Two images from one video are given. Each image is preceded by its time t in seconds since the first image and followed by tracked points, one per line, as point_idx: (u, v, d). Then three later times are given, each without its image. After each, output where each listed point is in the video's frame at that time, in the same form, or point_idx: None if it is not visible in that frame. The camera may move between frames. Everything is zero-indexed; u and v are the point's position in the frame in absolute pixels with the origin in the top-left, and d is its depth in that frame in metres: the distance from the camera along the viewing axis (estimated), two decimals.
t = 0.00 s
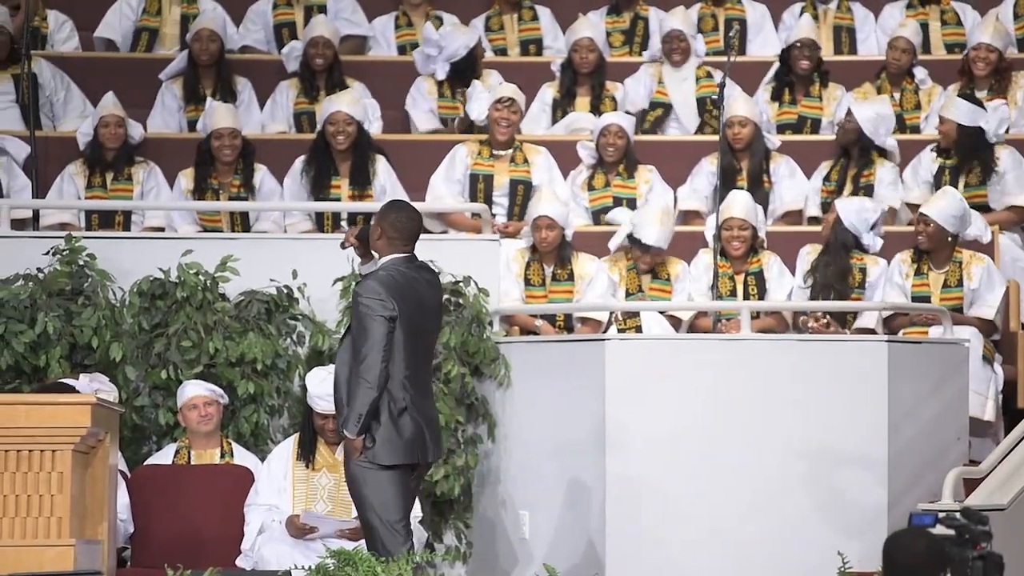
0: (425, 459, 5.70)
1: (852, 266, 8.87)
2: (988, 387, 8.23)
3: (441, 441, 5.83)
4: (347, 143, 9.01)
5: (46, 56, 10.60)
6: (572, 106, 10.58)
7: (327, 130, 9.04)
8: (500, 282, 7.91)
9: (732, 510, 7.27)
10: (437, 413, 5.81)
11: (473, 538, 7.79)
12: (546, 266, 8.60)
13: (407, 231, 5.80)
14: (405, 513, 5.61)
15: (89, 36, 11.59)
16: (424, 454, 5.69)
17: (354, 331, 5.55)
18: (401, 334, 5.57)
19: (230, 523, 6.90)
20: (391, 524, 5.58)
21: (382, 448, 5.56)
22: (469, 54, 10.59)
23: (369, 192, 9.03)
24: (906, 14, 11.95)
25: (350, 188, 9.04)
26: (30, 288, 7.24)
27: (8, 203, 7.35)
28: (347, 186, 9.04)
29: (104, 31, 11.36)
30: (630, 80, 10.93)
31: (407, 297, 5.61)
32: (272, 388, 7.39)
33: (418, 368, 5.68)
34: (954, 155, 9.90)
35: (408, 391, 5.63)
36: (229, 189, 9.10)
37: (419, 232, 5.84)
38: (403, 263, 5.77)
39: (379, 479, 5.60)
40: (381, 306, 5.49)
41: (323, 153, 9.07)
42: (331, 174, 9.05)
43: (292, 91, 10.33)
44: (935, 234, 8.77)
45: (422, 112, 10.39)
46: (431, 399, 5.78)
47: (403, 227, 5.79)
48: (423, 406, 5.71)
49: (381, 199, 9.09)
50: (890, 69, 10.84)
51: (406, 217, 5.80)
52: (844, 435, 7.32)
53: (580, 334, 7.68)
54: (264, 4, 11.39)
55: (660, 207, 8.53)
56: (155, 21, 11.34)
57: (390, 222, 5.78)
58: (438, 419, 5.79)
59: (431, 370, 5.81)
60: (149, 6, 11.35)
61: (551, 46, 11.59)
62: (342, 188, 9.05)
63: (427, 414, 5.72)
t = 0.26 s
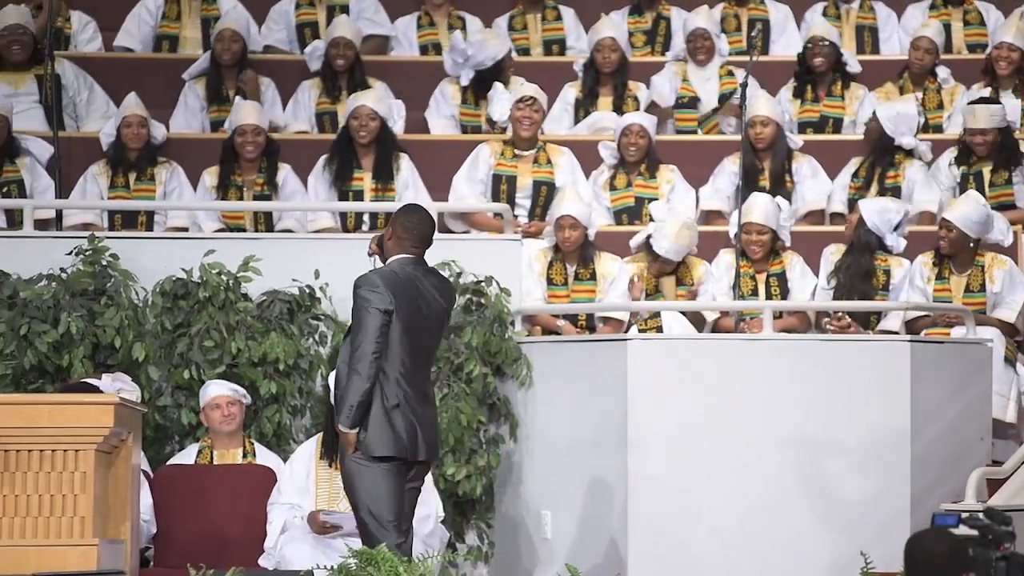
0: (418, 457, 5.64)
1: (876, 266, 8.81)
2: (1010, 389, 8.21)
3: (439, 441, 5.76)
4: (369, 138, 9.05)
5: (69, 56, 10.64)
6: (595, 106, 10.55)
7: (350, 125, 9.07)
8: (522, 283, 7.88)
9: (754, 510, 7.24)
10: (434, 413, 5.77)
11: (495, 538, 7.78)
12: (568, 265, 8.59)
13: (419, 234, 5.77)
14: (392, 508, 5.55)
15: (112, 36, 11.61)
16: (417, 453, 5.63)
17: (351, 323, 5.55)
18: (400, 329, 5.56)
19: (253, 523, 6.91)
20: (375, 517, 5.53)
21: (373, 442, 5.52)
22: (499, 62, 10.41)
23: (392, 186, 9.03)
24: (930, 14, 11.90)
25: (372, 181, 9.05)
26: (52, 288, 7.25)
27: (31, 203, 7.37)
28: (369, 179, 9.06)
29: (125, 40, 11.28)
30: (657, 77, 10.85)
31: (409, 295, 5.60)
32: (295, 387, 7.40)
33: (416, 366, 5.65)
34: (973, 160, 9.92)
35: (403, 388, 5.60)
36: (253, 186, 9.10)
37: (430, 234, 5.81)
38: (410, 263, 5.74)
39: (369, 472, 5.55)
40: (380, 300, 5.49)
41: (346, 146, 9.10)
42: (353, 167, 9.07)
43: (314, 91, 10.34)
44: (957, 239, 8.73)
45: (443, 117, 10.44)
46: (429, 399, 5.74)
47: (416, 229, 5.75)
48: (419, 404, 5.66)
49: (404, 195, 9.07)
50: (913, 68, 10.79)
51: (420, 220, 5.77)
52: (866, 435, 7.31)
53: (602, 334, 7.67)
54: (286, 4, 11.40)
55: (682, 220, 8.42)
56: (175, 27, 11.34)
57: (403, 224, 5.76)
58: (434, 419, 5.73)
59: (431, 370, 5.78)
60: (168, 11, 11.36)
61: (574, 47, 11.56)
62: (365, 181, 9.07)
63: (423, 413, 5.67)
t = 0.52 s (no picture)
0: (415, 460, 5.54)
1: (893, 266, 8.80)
2: None
3: (440, 444, 5.64)
4: (387, 138, 9.06)
5: (85, 57, 10.67)
6: (611, 106, 10.54)
7: (367, 125, 9.07)
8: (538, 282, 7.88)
9: (766, 512, 7.23)
10: (437, 416, 5.65)
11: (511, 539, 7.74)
12: (585, 265, 8.58)
13: (416, 232, 5.69)
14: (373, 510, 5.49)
15: (128, 37, 11.63)
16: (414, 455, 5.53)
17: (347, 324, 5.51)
18: (394, 330, 5.49)
19: (269, 523, 6.90)
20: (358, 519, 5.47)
21: (363, 442, 5.46)
22: (511, 61, 10.36)
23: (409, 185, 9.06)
24: (946, 14, 11.87)
25: (389, 180, 9.06)
26: (69, 289, 7.27)
27: (48, 203, 7.39)
28: (387, 177, 9.06)
29: (139, 43, 11.30)
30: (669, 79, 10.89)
31: (403, 296, 5.52)
32: (310, 388, 7.39)
33: (414, 367, 5.56)
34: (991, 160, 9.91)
35: (399, 389, 5.52)
36: (271, 185, 9.11)
37: (426, 234, 5.74)
38: (410, 263, 5.65)
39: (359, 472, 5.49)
40: (372, 300, 5.43)
41: (362, 146, 9.09)
42: (371, 166, 9.07)
43: (330, 91, 10.37)
44: (973, 243, 8.71)
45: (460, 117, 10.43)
46: (431, 401, 5.64)
47: (411, 228, 5.68)
48: (415, 406, 5.55)
49: (420, 192, 9.11)
50: (929, 69, 10.77)
51: (416, 220, 5.69)
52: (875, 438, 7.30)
53: (617, 334, 7.68)
54: (302, 5, 11.41)
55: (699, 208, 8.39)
56: (191, 30, 11.34)
57: (399, 224, 5.68)
58: (432, 422, 5.62)
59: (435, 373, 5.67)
60: (184, 14, 11.36)
61: (591, 48, 11.55)
62: (382, 180, 9.07)
63: (422, 415, 5.57)
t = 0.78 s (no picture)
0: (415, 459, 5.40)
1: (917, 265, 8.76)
2: None
3: (444, 440, 5.48)
4: (410, 136, 9.07)
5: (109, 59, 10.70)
6: (633, 107, 10.52)
7: (390, 125, 9.08)
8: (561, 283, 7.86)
9: (787, 515, 7.20)
10: (441, 414, 5.49)
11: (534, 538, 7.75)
12: (608, 266, 8.56)
13: (413, 232, 5.53)
14: (373, 512, 5.39)
15: (154, 37, 11.68)
16: (413, 454, 5.39)
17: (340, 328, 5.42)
18: (386, 330, 5.36)
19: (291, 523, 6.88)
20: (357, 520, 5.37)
21: (358, 445, 5.37)
22: (511, 53, 10.47)
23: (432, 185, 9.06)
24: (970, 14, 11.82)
25: (412, 180, 9.07)
26: (93, 289, 7.29)
27: (71, 204, 7.42)
28: (409, 177, 9.07)
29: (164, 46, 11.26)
30: (689, 82, 10.80)
31: (391, 296, 5.37)
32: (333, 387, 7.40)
33: (411, 366, 5.41)
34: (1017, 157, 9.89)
35: (395, 389, 5.39)
36: (297, 182, 9.14)
37: (421, 231, 5.56)
38: (404, 262, 5.50)
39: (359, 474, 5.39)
40: (359, 302, 5.32)
41: (385, 145, 9.10)
42: (394, 166, 9.08)
43: (352, 91, 10.35)
44: (998, 239, 8.71)
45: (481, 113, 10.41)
46: (433, 399, 5.48)
47: (407, 228, 5.52)
48: (412, 405, 5.40)
49: (443, 193, 9.12)
50: (952, 69, 10.71)
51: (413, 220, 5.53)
52: (893, 440, 7.26)
53: (640, 334, 7.67)
54: (325, 6, 11.43)
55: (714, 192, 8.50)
56: (213, 35, 11.39)
57: (393, 226, 5.52)
58: (433, 420, 5.45)
59: (437, 370, 5.50)
60: (208, 19, 11.40)
61: (615, 49, 11.52)
62: (404, 179, 9.07)
63: (422, 413, 5.42)
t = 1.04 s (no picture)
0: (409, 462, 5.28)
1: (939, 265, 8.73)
2: None
3: (439, 443, 5.34)
4: (428, 137, 9.07)
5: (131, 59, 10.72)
6: (652, 107, 10.50)
7: (408, 125, 9.08)
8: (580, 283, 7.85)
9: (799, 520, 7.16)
10: (435, 416, 5.35)
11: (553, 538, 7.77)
12: (627, 266, 8.52)
13: (398, 236, 5.42)
14: (359, 515, 5.29)
15: (173, 38, 11.69)
16: (407, 457, 5.27)
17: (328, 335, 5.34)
18: (374, 335, 5.24)
19: (310, 523, 6.81)
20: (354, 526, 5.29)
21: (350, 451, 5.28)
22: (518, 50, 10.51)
23: (451, 185, 9.06)
24: (990, 14, 11.76)
25: (431, 180, 9.06)
26: (113, 289, 7.31)
27: (92, 204, 7.43)
28: (428, 177, 9.06)
29: (184, 46, 11.32)
30: (708, 82, 10.81)
31: (375, 300, 5.26)
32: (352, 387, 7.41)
33: (402, 369, 5.28)
34: None
35: (386, 393, 5.27)
36: (319, 180, 9.15)
37: (405, 233, 5.46)
38: (391, 266, 5.39)
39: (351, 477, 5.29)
40: (343, 308, 5.23)
41: (404, 146, 9.11)
42: (413, 166, 9.08)
43: (372, 90, 10.35)
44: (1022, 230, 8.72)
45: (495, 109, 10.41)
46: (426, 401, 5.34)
47: (393, 232, 5.41)
48: (403, 408, 5.27)
49: (462, 192, 9.09)
50: (971, 68, 10.68)
51: (398, 224, 5.42)
52: (896, 446, 7.22)
53: (659, 334, 7.65)
54: (344, 6, 11.43)
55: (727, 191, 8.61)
56: (233, 38, 11.38)
57: (377, 228, 5.41)
58: (426, 423, 5.32)
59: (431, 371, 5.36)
60: (227, 21, 11.40)
61: (636, 50, 11.49)
62: (423, 179, 9.07)
63: (415, 417, 5.29)
